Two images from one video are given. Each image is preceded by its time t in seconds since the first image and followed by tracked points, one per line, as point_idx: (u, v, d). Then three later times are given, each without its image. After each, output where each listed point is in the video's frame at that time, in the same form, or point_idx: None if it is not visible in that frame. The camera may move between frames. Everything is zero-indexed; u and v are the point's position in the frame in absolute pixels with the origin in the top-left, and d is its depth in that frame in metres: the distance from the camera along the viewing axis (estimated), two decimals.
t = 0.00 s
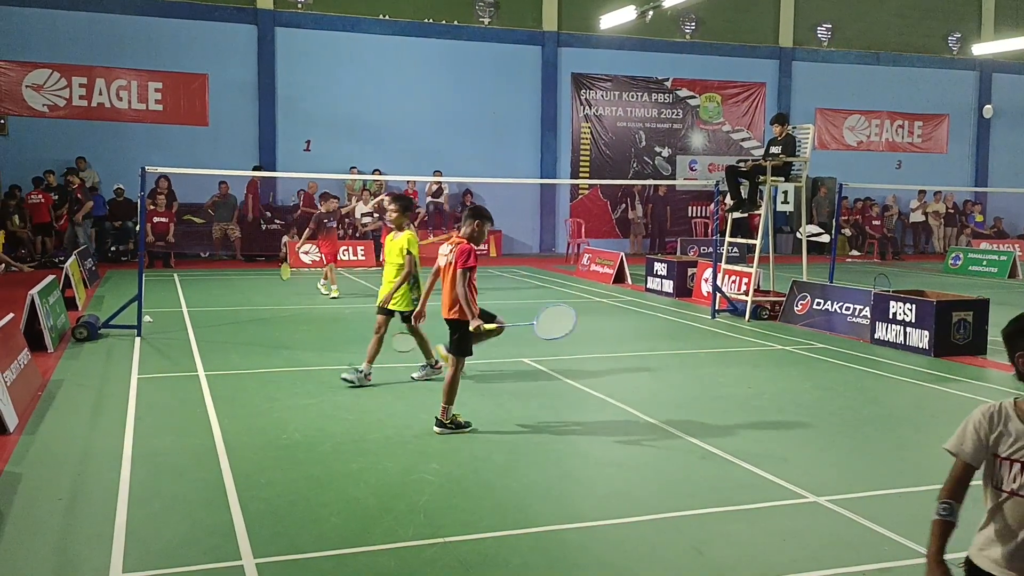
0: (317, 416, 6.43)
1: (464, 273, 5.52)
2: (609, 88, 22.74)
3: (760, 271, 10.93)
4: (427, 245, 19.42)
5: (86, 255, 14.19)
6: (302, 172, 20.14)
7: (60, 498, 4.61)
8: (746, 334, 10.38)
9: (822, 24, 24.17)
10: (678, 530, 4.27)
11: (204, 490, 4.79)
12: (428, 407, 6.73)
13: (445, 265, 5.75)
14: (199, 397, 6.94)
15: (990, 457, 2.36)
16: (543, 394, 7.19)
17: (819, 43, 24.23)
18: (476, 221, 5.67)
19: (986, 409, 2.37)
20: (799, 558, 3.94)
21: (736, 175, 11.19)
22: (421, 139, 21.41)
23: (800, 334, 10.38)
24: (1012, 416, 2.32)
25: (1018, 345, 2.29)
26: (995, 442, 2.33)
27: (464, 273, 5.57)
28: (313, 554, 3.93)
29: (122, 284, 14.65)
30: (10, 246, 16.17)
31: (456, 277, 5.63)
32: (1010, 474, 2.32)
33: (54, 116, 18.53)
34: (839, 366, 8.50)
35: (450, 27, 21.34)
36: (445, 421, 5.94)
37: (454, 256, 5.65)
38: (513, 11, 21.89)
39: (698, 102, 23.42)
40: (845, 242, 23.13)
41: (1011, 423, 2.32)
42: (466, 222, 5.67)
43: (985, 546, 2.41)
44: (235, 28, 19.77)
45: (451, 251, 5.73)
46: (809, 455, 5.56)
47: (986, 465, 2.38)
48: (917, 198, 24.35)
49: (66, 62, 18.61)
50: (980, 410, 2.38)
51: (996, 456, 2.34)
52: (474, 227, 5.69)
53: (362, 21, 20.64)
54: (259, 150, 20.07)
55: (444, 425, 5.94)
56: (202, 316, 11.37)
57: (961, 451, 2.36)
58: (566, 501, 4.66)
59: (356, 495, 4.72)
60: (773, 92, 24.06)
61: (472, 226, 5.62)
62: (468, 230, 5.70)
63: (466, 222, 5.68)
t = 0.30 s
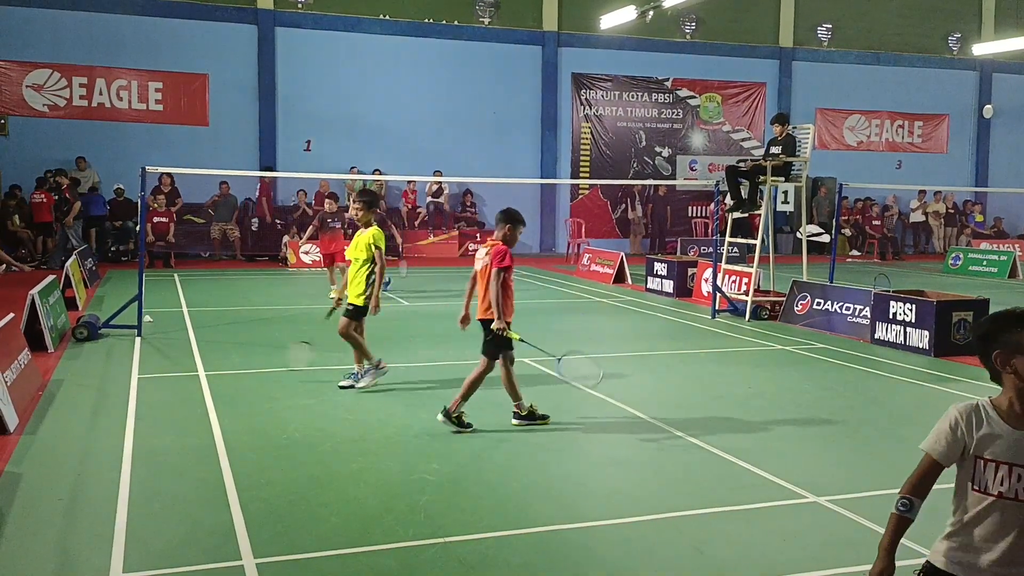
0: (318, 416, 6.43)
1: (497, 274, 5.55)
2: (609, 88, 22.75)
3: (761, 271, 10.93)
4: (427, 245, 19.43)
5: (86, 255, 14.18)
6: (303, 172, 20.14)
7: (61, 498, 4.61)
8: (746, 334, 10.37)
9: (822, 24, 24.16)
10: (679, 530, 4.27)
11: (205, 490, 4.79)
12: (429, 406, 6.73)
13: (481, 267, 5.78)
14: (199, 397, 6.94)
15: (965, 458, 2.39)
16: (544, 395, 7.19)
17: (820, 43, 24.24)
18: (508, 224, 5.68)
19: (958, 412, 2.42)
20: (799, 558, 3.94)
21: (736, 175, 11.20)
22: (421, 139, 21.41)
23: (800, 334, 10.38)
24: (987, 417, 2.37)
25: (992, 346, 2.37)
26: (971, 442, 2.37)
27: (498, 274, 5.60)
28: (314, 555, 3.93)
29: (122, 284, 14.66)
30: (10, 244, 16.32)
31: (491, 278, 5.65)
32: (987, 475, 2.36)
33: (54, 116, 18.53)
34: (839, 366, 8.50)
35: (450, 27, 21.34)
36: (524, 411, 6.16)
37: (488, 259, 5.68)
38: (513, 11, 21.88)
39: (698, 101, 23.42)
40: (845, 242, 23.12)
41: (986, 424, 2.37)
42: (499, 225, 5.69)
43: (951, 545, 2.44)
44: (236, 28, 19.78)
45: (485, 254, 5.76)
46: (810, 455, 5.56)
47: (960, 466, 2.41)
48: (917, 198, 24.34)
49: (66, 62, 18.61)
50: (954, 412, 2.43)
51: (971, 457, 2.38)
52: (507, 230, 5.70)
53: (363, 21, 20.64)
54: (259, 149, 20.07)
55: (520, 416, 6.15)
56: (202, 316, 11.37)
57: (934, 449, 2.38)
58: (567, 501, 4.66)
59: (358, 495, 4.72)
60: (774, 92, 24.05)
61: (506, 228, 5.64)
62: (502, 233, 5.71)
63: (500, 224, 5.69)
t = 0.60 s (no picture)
0: (317, 416, 6.42)
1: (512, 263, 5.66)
2: (610, 88, 22.74)
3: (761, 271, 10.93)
4: (428, 245, 19.43)
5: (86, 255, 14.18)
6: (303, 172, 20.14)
7: (60, 498, 4.62)
8: (746, 334, 10.37)
9: (823, 25, 24.17)
10: (678, 531, 4.26)
11: (205, 490, 4.79)
12: (428, 407, 6.73)
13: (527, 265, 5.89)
14: (199, 397, 6.94)
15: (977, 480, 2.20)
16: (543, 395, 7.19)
17: (820, 43, 24.24)
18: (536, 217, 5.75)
19: (972, 432, 2.19)
20: (798, 558, 3.94)
21: (736, 175, 11.20)
22: (421, 139, 21.41)
23: (800, 334, 10.38)
24: (1005, 437, 2.18)
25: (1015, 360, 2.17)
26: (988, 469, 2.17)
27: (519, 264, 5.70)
28: (315, 554, 3.93)
29: (121, 284, 14.67)
30: (10, 245, 16.25)
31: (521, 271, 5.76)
32: (991, 499, 2.20)
33: (54, 116, 18.53)
34: (839, 367, 8.49)
35: (450, 27, 21.36)
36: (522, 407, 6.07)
37: (522, 255, 5.70)
38: (513, 11, 21.88)
39: (698, 102, 23.42)
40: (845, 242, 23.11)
41: (1000, 445, 2.17)
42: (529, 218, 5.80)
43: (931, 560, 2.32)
44: (236, 28, 19.79)
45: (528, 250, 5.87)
46: (809, 455, 5.56)
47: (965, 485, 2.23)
48: (917, 198, 24.32)
49: (66, 62, 18.62)
50: (968, 430, 2.20)
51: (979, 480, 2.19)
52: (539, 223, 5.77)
53: (363, 21, 20.65)
54: (259, 149, 20.07)
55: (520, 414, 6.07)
56: (201, 317, 11.37)
57: (952, 474, 2.17)
58: (567, 500, 4.66)
59: (357, 495, 4.73)
60: (774, 92, 24.05)
61: (538, 221, 5.65)
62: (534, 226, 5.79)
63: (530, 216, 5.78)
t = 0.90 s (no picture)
0: (316, 416, 6.42)
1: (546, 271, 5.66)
2: (610, 88, 22.74)
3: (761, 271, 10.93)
4: (428, 245, 19.44)
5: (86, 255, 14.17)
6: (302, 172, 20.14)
7: (60, 498, 4.62)
8: (746, 334, 10.37)
9: (823, 24, 24.16)
10: (678, 531, 4.26)
11: (205, 490, 4.79)
12: (429, 407, 6.73)
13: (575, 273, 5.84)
14: (199, 396, 6.94)
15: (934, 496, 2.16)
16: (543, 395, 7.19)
17: (820, 43, 24.23)
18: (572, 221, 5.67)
19: (928, 450, 2.14)
20: (798, 558, 3.94)
21: (736, 175, 11.20)
22: (421, 139, 21.42)
23: (800, 334, 10.38)
24: (963, 456, 2.13)
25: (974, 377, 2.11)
26: (949, 488, 2.12)
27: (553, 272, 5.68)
28: (314, 555, 3.92)
29: (121, 283, 14.67)
30: (10, 245, 16.22)
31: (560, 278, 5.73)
32: (951, 517, 2.15)
33: (54, 116, 18.53)
34: (839, 366, 8.49)
35: (450, 27, 21.36)
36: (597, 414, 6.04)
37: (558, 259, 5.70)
38: (513, 11, 21.88)
39: (698, 101, 23.41)
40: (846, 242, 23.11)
41: (958, 463, 2.12)
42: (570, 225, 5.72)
43: None
44: (236, 28, 19.79)
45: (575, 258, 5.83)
46: (809, 455, 5.56)
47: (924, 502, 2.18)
48: (917, 198, 24.33)
49: (66, 62, 18.62)
50: (930, 447, 2.15)
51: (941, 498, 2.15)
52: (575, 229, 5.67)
53: (363, 21, 20.64)
54: (259, 149, 20.07)
55: (597, 423, 6.00)
56: (201, 317, 11.37)
57: (911, 490, 2.12)
58: (567, 500, 4.67)
59: (357, 495, 4.73)
60: (774, 92, 24.04)
61: (572, 225, 5.64)
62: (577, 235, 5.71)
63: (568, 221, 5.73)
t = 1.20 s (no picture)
0: (316, 416, 6.41)
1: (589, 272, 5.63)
2: (610, 88, 22.74)
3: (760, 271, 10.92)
4: (427, 245, 19.45)
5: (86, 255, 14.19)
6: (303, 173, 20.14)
7: (59, 498, 4.62)
8: (746, 334, 10.37)
9: (822, 24, 24.17)
10: (677, 531, 4.26)
11: (204, 490, 4.79)
12: (428, 407, 6.72)
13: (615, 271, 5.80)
14: (198, 396, 6.94)
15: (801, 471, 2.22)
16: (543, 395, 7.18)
17: (820, 43, 24.23)
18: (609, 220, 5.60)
19: (792, 425, 2.23)
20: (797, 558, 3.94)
21: (736, 175, 11.19)
22: (421, 139, 21.42)
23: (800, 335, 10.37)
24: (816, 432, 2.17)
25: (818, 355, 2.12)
26: (799, 458, 2.21)
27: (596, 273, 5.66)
28: (314, 554, 3.92)
29: (121, 283, 14.69)
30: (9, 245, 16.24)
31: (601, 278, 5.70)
32: (816, 493, 2.18)
33: (54, 116, 18.53)
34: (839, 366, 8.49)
35: (450, 27, 21.35)
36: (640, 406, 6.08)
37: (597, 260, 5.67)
38: (513, 11, 21.88)
39: (698, 101, 23.41)
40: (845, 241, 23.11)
41: (810, 436, 2.18)
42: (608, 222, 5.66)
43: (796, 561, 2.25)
44: (236, 28, 19.79)
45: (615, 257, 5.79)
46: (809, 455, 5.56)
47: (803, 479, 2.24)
48: (917, 198, 24.32)
49: (67, 62, 18.62)
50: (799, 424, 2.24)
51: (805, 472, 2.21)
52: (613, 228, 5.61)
53: (363, 21, 20.64)
54: (259, 149, 20.08)
55: (597, 423, 6.03)
56: (201, 316, 11.37)
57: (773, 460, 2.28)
58: (566, 501, 4.66)
59: (356, 495, 4.73)
60: (774, 92, 24.05)
61: (609, 224, 5.59)
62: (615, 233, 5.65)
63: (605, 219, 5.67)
